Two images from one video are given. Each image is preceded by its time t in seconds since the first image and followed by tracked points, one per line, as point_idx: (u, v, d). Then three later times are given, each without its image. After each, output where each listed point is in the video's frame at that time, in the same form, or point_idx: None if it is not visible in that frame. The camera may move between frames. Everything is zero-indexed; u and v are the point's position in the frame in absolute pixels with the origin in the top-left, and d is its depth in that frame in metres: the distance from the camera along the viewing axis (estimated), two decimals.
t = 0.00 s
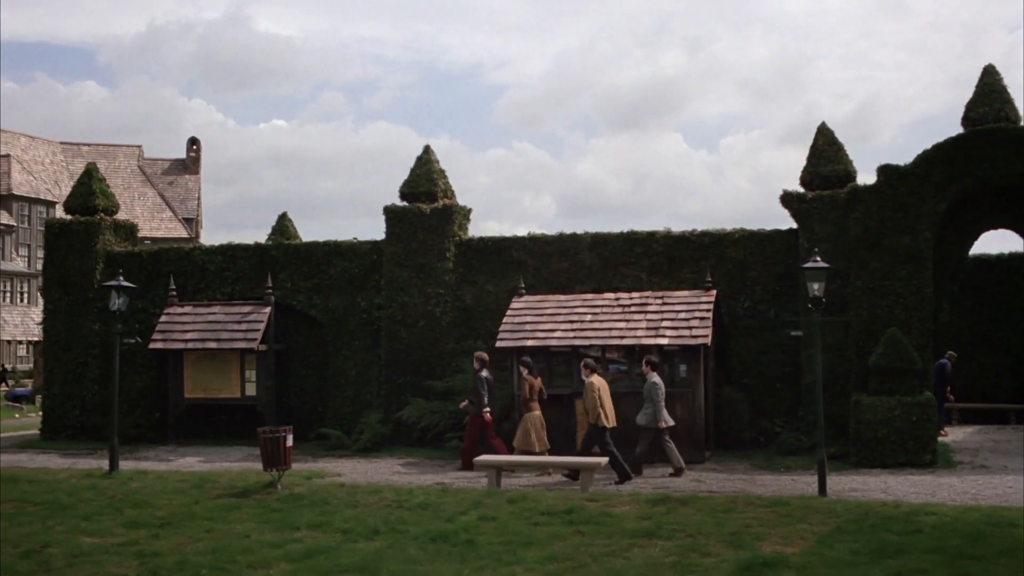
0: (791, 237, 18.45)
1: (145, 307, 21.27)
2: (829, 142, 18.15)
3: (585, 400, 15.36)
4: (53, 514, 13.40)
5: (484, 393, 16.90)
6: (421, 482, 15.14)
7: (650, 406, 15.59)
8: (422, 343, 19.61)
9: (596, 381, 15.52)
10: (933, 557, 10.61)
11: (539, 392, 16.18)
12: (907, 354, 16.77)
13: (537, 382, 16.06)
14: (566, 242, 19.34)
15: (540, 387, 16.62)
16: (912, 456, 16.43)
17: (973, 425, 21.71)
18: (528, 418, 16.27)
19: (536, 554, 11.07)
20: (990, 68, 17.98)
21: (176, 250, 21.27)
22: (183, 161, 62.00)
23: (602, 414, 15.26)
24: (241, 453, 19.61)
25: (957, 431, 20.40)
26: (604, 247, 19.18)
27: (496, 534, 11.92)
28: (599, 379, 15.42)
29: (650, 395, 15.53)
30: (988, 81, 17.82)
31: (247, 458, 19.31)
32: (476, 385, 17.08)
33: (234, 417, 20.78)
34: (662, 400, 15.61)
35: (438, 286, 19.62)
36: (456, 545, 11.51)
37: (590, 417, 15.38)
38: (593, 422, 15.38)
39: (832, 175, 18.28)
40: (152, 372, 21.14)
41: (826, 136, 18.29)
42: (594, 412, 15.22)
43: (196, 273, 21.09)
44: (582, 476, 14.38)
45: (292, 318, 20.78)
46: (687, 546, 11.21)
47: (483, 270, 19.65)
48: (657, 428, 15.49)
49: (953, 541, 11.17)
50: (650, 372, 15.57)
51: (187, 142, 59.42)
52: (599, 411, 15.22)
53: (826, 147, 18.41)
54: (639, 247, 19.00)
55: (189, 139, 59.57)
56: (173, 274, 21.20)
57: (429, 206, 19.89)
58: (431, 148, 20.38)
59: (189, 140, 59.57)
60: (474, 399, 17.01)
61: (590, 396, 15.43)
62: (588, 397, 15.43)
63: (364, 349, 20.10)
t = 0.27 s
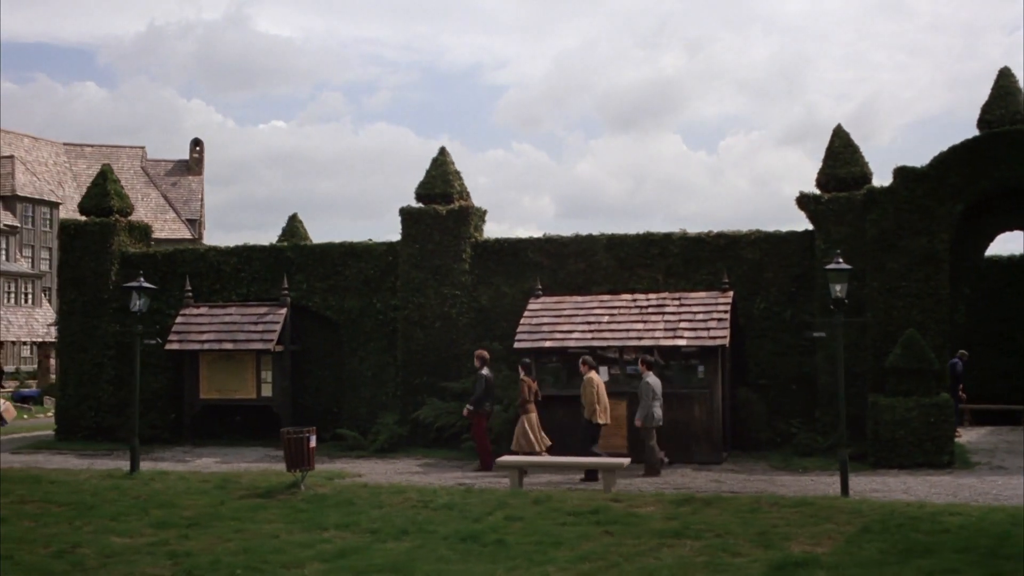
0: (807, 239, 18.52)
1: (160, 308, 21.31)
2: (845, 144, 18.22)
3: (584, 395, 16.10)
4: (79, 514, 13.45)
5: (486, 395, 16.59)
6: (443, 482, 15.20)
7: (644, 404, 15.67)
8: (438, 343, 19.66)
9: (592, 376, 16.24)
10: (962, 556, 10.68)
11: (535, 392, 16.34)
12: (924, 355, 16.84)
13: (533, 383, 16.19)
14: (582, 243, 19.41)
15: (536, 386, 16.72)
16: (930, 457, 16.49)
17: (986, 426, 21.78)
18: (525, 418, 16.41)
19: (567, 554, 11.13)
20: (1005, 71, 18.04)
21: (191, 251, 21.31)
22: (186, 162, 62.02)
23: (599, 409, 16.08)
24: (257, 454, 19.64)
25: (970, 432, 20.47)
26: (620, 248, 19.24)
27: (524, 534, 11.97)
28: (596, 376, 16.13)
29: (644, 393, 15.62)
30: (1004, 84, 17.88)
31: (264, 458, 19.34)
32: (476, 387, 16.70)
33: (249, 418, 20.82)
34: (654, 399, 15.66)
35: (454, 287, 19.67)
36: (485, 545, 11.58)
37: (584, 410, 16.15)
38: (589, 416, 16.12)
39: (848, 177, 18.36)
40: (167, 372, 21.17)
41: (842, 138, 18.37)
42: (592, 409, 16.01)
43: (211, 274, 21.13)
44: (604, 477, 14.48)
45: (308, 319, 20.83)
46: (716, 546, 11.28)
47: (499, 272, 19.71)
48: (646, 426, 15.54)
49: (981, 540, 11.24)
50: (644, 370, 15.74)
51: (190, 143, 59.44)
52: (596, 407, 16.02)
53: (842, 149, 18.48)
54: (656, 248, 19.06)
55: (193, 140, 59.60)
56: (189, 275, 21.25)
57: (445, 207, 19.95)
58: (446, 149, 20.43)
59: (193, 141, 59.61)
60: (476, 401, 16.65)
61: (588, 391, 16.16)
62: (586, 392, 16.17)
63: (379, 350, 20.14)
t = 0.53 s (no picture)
0: (826, 235, 18.57)
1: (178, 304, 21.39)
2: (865, 141, 18.27)
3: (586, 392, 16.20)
4: (109, 509, 13.52)
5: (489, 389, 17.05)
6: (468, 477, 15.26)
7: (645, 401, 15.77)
8: (457, 340, 19.71)
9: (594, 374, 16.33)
10: (996, 551, 10.74)
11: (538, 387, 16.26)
12: (945, 351, 16.90)
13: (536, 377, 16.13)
14: (602, 240, 19.46)
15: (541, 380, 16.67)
16: (951, 453, 16.55)
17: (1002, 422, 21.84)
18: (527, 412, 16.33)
19: (600, 549, 11.20)
20: None
21: (210, 247, 21.38)
22: (192, 158, 62.04)
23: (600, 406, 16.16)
24: (277, 449, 19.70)
25: (988, 428, 20.53)
26: (639, 245, 19.30)
27: (556, 529, 12.04)
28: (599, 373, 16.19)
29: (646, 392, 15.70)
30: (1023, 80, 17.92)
31: (284, 454, 19.40)
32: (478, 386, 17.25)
33: (267, 414, 20.87)
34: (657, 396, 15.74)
35: (473, 283, 19.73)
36: (518, 540, 11.64)
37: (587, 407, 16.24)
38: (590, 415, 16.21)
39: (867, 173, 18.42)
40: (185, 368, 21.23)
41: (861, 135, 18.42)
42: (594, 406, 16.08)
43: (229, 270, 21.19)
44: (628, 473, 14.59)
45: (326, 315, 20.88)
46: (749, 541, 11.34)
47: (518, 268, 19.76)
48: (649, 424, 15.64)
49: (1013, 535, 11.30)
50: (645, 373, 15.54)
51: (196, 139, 59.46)
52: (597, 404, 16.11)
53: (861, 145, 18.53)
54: (675, 245, 19.12)
55: (199, 136, 59.62)
56: (207, 271, 21.30)
57: (464, 203, 20.01)
58: (464, 145, 20.48)
59: (199, 137, 59.63)
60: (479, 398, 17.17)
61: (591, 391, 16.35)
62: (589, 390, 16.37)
63: (398, 346, 20.20)
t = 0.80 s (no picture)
0: (849, 235, 18.64)
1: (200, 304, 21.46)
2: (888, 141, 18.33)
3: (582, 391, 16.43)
4: (144, 509, 13.59)
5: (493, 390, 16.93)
6: (497, 477, 15.32)
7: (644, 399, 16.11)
8: (480, 340, 19.78)
9: (589, 373, 16.65)
10: None
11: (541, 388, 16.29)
12: (969, 351, 16.97)
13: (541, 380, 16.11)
14: (624, 240, 19.52)
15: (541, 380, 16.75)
16: (976, 452, 16.63)
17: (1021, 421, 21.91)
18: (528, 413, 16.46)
19: (640, 547, 11.27)
20: None
21: (231, 247, 21.44)
22: (199, 158, 62.07)
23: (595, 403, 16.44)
24: (300, 449, 19.77)
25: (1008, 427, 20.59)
26: (662, 245, 19.36)
27: (593, 527, 12.11)
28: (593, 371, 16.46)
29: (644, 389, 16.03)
30: None
31: (308, 453, 19.46)
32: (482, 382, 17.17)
33: (289, 414, 20.94)
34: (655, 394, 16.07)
35: (496, 283, 19.79)
36: (557, 538, 11.71)
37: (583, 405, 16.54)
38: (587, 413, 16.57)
39: (890, 173, 18.47)
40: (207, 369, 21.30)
41: (884, 135, 18.49)
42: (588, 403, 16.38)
43: (251, 271, 21.25)
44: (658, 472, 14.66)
45: (348, 316, 20.95)
46: (787, 539, 11.41)
47: (540, 268, 19.83)
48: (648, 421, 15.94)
49: None
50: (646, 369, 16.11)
51: (203, 139, 59.51)
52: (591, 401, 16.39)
53: (883, 146, 18.59)
54: (697, 245, 19.19)
55: (206, 136, 59.67)
56: (229, 272, 21.37)
57: (486, 203, 20.08)
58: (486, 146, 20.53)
59: (206, 137, 59.68)
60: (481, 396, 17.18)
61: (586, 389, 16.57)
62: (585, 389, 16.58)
63: (420, 346, 20.27)
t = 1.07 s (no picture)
0: (872, 236, 18.69)
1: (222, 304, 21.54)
2: (911, 142, 18.37)
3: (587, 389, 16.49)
4: (177, 507, 13.65)
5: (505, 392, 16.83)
6: (524, 476, 15.38)
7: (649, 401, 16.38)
8: (502, 339, 19.82)
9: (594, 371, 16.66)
10: None
11: (547, 388, 16.44)
12: (994, 351, 17.02)
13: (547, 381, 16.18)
14: (646, 240, 19.57)
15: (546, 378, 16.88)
16: (1001, 453, 16.67)
17: None
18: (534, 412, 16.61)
19: (677, 546, 11.33)
20: None
21: (253, 247, 21.51)
22: (209, 158, 62.16)
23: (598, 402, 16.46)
24: (323, 448, 19.83)
25: None
26: (684, 245, 19.41)
27: (628, 526, 12.16)
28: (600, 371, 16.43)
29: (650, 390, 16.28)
30: None
31: (331, 452, 19.52)
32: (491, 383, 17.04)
33: (310, 413, 21.00)
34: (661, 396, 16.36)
35: (518, 283, 19.84)
36: (593, 537, 11.77)
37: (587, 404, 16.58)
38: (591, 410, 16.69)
39: (914, 174, 18.50)
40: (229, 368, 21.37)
41: (908, 136, 18.52)
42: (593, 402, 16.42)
43: (273, 270, 21.32)
44: (688, 472, 14.72)
45: (370, 315, 21.01)
46: (822, 539, 11.47)
47: (563, 268, 19.89)
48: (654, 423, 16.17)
49: None
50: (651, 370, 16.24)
51: (214, 139, 59.59)
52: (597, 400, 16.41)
53: (906, 146, 18.63)
54: (720, 245, 19.23)
55: (216, 136, 59.75)
56: (251, 271, 21.43)
57: (509, 203, 20.13)
58: (508, 146, 20.58)
59: (216, 137, 59.75)
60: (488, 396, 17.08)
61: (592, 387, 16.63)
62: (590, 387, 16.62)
63: (443, 345, 20.32)
